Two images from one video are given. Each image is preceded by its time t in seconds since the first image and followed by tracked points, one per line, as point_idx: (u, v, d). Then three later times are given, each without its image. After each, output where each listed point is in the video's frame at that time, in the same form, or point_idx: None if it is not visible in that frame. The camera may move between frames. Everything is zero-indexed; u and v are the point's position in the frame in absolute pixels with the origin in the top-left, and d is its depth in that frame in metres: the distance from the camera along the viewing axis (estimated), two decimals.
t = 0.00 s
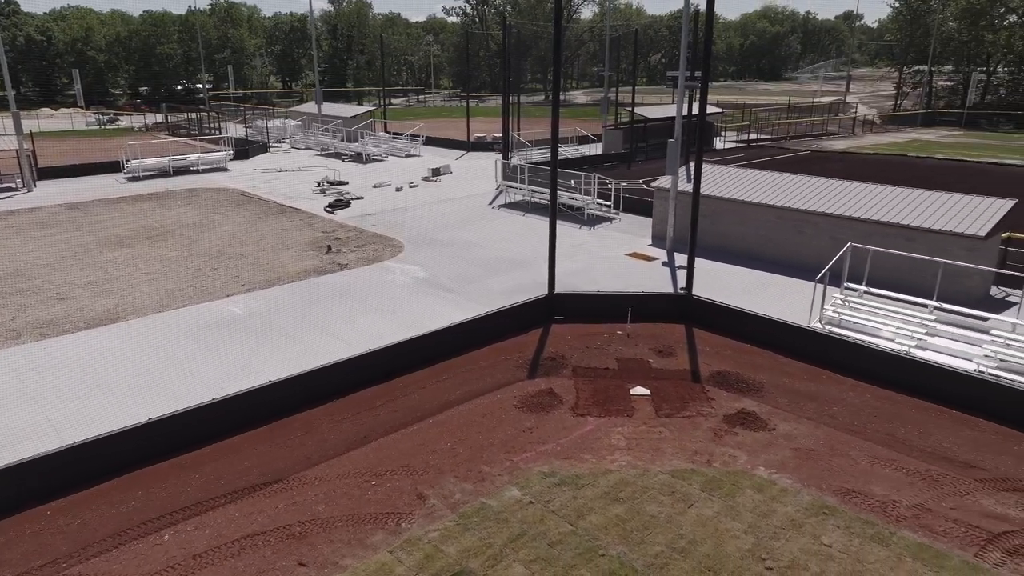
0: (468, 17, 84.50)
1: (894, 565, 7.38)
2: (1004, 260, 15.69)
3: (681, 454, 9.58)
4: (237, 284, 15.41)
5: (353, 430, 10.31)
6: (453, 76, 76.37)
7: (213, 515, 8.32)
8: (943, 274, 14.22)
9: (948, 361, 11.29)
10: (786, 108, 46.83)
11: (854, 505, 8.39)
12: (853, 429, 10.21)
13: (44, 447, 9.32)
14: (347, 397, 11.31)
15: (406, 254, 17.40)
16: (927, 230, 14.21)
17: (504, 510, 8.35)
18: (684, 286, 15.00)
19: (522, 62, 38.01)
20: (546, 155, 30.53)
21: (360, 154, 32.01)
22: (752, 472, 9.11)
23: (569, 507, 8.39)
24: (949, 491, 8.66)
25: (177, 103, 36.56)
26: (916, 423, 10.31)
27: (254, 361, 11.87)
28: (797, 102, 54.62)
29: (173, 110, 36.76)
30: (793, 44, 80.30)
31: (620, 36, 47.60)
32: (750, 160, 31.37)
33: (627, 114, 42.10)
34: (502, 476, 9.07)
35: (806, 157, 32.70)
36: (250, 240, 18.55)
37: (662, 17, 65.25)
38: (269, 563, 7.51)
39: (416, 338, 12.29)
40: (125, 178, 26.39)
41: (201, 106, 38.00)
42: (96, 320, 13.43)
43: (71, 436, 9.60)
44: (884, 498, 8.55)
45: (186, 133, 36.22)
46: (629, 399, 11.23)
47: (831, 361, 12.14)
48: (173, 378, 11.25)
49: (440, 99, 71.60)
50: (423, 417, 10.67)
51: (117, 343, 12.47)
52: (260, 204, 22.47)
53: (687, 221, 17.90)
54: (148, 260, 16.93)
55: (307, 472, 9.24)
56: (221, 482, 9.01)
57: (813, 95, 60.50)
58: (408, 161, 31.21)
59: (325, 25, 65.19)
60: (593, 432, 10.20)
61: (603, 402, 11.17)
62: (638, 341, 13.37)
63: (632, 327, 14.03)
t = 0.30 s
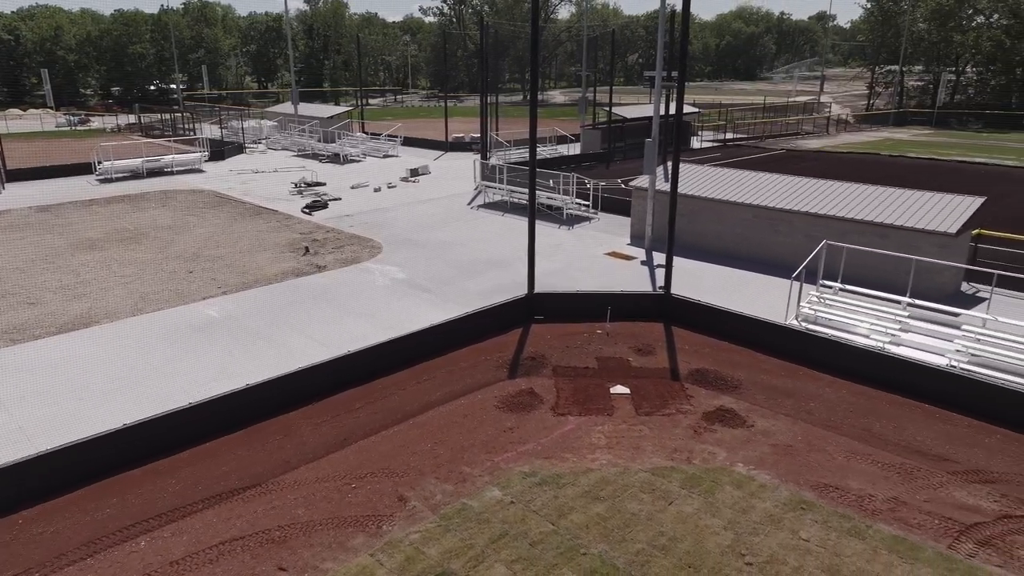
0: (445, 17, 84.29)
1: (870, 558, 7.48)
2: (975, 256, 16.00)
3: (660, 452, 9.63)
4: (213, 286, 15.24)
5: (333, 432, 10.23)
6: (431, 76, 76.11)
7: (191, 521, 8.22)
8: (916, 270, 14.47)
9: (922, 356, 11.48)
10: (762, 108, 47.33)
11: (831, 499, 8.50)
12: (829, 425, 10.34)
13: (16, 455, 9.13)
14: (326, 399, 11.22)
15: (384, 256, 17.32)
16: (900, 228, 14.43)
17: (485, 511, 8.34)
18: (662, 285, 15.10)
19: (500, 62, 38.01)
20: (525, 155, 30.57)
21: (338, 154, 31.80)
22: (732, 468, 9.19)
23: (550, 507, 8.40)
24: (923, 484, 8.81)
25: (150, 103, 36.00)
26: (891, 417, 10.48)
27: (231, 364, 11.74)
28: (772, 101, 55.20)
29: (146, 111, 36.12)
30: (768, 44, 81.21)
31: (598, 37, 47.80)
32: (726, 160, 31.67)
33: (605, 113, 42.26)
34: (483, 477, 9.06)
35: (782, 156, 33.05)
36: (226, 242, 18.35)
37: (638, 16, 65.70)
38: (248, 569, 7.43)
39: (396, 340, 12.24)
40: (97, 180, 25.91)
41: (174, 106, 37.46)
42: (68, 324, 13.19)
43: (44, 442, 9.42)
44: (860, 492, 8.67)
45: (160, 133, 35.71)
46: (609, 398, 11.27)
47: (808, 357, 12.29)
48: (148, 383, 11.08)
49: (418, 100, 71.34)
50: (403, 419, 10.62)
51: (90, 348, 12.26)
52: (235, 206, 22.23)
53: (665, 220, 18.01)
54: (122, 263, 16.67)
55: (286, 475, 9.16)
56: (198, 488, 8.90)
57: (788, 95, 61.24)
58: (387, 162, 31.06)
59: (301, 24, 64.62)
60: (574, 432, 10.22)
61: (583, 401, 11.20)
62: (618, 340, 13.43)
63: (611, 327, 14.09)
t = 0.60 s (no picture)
0: (423, 17, 84.06)
1: (848, 551, 7.58)
2: (946, 253, 16.34)
3: (641, 449, 9.69)
4: (190, 289, 15.04)
5: (313, 435, 10.15)
6: (409, 76, 75.87)
7: (169, 526, 8.10)
8: (890, 267, 14.71)
9: (896, 352, 11.68)
10: (738, 108, 47.83)
11: (810, 494, 8.60)
12: (807, 420, 10.47)
13: None
14: (306, 402, 11.13)
15: (363, 257, 17.22)
16: (875, 225, 14.65)
17: (468, 511, 8.33)
18: (642, 283, 15.18)
19: (478, 62, 37.98)
20: (504, 154, 30.58)
21: (316, 155, 31.57)
22: (712, 465, 9.27)
23: (533, 506, 8.40)
24: (899, 477, 8.95)
25: (122, 104, 35.29)
26: (867, 412, 10.64)
27: (209, 368, 11.59)
28: (748, 101, 55.81)
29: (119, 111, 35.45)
30: (744, 44, 82.10)
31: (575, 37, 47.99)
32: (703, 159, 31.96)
33: (584, 113, 42.83)
34: (465, 478, 9.04)
35: (759, 155, 33.42)
36: (203, 244, 18.12)
37: (615, 16, 66.17)
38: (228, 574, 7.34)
39: (377, 341, 12.17)
40: (69, 182, 25.45)
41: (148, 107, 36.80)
42: (41, 329, 12.94)
43: (16, 450, 9.23)
44: (837, 486, 8.78)
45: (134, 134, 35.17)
46: (590, 396, 11.31)
47: (786, 354, 12.43)
48: (124, 388, 10.91)
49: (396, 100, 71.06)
50: (383, 421, 10.56)
51: (64, 353, 12.04)
52: (211, 207, 21.97)
53: (644, 219, 18.12)
54: (95, 266, 16.39)
55: (266, 479, 9.06)
56: (176, 493, 8.77)
57: (763, 95, 62.06)
58: (365, 162, 30.89)
59: (276, 24, 64.00)
60: (555, 431, 10.24)
61: (565, 400, 11.22)
62: (598, 339, 13.48)
63: (592, 326, 14.14)
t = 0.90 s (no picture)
0: (401, 17, 83.81)
1: (828, 544, 7.67)
2: (920, 249, 16.66)
3: (623, 448, 9.71)
4: (166, 292, 14.82)
5: (293, 438, 10.04)
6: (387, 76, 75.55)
7: (147, 533, 7.97)
8: (866, 264, 14.94)
9: (872, 348, 11.85)
10: (715, 107, 48.29)
11: (790, 489, 8.69)
12: (786, 416, 10.59)
13: None
14: (286, 405, 11.01)
15: (342, 258, 17.11)
16: (850, 223, 14.86)
17: (451, 512, 8.30)
18: (622, 282, 15.24)
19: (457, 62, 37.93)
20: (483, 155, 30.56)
21: (293, 156, 31.31)
22: (693, 462, 9.34)
23: (516, 506, 8.40)
24: (876, 471, 9.08)
25: (95, 105, 34.70)
26: (844, 407, 10.78)
27: (187, 371, 11.44)
28: (725, 101, 56.36)
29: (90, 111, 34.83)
30: (720, 44, 82.96)
31: (554, 37, 48.11)
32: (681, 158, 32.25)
33: (562, 113, 43.29)
34: (448, 478, 9.01)
35: (736, 154, 33.77)
36: (179, 246, 17.88)
37: (593, 16, 66.48)
38: None
39: (357, 343, 12.09)
40: (40, 184, 24.95)
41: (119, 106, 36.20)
42: (13, 334, 12.67)
43: None
44: (817, 481, 8.89)
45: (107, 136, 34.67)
46: (572, 396, 11.33)
47: (764, 351, 12.56)
48: (100, 393, 10.72)
49: (374, 100, 70.71)
50: (364, 423, 10.49)
51: (36, 357, 11.79)
52: (187, 209, 21.68)
53: (624, 219, 18.20)
54: (68, 270, 16.08)
55: (246, 483, 8.95)
56: (154, 498, 8.63)
57: (739, 94, 62.75)
58: (343, 163, 30.70)
59: (252, 23, 63.36)
60: (537, 430, 10.24)
61: (546, 399, 11.24)
62: (579, 338, 13.52)
63: (573, 325, 14.17)
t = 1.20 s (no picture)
0: (379, 17, 83.45)
1: (809, 539, 7.75)
2: (896, 246, 16.87)
3: (606, 446, 9.74)
4: (143, 295, 14.60)
5: (274, 441, 9.94)
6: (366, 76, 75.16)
7: (126, 539, 7.83)
8: (843, 261, 15.13)
9: (850, 343, 12.00)
10: (694, 107, 48.71)
11: (771, 485, 8.77)
12: (766, 412, 10.68)
13: None
14: (267, 409, 10.89)
15: (322, 259, 16.98)
16: (827, 221, 15.05)
17: (434, 513, 8.26)
18: (603, 281, 15.29)
19: (436, 61, 37.86)
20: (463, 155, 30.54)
21: (271, 157, 31.03)
22: (676, 459, 9.39)
23: (499, 506, 8.38)
24: (854, 465, 9.20)
25: (67, 106, 33.97)
26: (822, 403, 10.91)
27: (165, 375, 11.27)
28: (703, 100, 56.87)
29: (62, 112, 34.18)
30: (698, 44, 83.81)
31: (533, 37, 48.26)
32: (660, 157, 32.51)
33: (542, 113, 43.63)
34: (431, 479, 8.97)
35: (714, 153, 34.13)
36: (155, 249, 17.62)
37: (572, 17, 66.73)
38: None
39: (338, 345, 11.99)
40: (11, 186, 24.46)
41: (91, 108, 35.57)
42: None
43: None
44: (797, 476, 8.98)
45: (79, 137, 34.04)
46: (554, 395, 11.34)
47: (744, 348, 12.67)
48: (75, 398, 10.52)
49: (353, 101, 70.33)
50: (346, 425, 10.40)
51: (9, 363, 11.56)
52: (163, 211, 21.39)
53: (604, 218, 18.27)
54: (41, 273, 15.78)
55: (227, 488, 8.84)
56: (133, 504, 8.50)
57: (717, 94, 63.37)
58: (322, 164, 30.48)
59: (228, 23, 62.70)
60: (520, 430, 10.23)
61: (529, 399, 11.24)
62: (561, 337, 13.54)
63: (555, 324, 14.19)
